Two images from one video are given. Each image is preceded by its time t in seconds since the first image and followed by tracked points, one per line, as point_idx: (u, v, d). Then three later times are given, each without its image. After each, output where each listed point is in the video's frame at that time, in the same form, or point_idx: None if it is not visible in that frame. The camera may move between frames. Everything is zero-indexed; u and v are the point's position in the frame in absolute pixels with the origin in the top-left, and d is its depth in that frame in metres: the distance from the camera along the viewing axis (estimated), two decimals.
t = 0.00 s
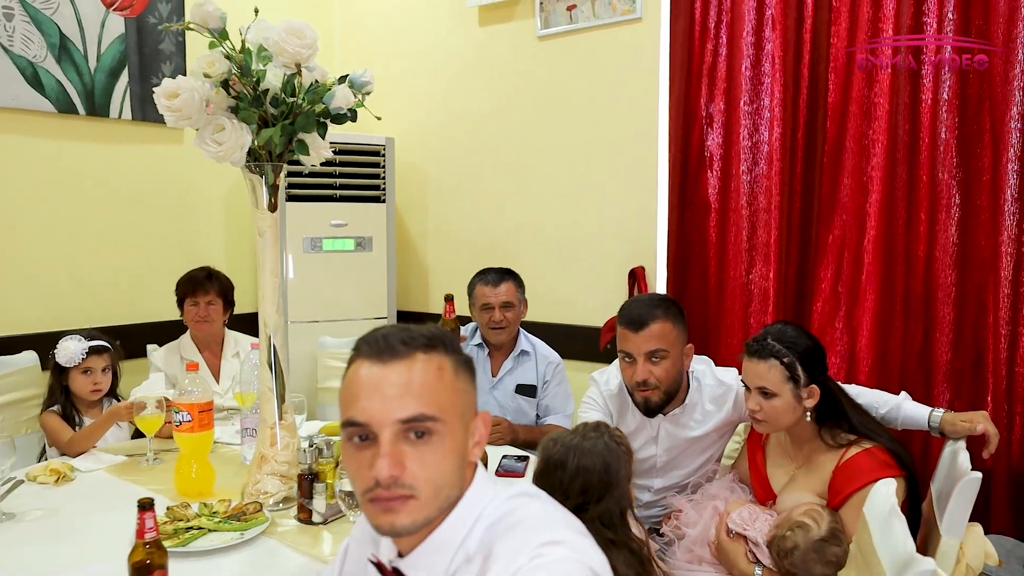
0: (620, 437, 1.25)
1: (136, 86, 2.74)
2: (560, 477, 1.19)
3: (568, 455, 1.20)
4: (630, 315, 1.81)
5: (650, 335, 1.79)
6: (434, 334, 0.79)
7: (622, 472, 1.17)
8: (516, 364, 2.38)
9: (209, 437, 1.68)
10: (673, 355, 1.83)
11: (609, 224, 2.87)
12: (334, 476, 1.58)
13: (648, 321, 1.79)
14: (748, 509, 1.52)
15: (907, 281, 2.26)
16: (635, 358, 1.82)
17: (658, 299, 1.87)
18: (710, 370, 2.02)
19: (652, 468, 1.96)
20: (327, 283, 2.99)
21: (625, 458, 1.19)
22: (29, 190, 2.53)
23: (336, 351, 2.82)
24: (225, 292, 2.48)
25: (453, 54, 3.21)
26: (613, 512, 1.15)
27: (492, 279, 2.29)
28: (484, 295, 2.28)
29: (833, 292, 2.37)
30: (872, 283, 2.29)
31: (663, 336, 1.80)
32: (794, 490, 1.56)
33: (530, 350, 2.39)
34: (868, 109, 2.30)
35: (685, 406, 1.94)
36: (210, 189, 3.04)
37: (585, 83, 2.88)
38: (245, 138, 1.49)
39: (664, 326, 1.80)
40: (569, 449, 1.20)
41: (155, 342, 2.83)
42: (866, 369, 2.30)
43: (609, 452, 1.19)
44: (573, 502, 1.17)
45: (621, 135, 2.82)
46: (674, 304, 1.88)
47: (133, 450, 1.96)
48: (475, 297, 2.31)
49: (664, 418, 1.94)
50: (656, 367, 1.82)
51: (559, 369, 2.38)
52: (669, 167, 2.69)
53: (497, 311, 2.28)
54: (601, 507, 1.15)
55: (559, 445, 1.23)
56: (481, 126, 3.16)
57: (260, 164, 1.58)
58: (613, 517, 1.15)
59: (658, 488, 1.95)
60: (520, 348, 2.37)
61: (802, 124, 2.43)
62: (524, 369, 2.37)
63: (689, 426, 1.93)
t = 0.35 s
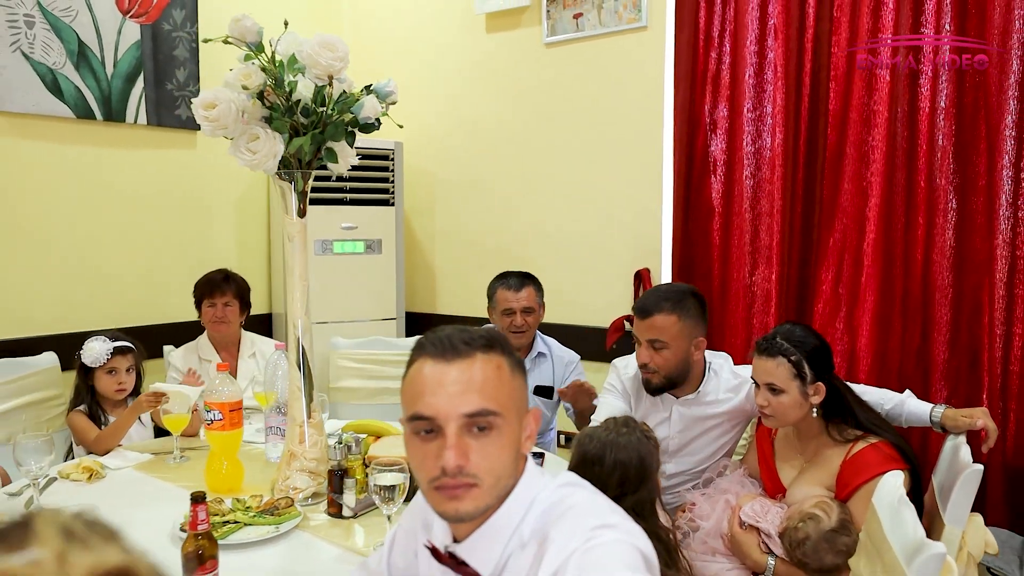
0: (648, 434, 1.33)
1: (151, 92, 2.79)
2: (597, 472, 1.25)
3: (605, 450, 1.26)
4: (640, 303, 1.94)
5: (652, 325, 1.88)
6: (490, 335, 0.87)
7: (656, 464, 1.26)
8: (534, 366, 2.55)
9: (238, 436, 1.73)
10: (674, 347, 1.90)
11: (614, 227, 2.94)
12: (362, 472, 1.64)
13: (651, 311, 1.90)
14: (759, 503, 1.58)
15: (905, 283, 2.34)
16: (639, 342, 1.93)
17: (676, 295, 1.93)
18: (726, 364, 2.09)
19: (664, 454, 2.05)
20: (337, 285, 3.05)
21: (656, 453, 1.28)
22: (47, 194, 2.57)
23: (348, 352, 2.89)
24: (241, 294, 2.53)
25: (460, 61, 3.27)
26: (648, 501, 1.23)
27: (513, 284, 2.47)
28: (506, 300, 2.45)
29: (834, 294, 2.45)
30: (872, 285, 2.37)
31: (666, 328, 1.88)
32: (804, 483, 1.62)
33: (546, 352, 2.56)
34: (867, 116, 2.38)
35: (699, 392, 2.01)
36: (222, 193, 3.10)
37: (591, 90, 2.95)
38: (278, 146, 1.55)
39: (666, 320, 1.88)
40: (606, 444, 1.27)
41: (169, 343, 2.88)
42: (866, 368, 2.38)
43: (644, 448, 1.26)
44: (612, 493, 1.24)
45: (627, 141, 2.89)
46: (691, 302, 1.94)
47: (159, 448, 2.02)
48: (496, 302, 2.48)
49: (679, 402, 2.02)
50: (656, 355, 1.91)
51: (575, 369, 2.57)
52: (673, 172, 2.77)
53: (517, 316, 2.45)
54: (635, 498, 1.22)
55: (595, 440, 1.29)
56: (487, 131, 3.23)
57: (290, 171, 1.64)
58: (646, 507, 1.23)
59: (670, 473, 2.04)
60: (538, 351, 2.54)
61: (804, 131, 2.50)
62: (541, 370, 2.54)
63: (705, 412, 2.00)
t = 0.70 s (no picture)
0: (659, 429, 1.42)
1: (159, 97, 2.83)
2: (624, 464, 1.34)
3: (631, 445, 1.34)
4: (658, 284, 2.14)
5: (666, 300, 2.08)
6: (534, 337, 0.95)
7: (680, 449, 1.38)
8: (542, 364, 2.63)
9: (262, 433, 1.80)
10: (685, 324, 2.06)
11: (614, 230, 3.02)
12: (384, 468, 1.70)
13: (666, 288, 2.10)
14: (764, 492, 1.64)
15: (897, 284, 2.43)
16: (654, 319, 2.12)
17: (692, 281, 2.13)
18: (735, 354, 2.20)
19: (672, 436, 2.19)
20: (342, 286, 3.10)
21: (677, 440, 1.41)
22: (58, 197, 2.61)
23: (353, 352, 2.98)
24: (252, 295, 2.58)
25: (462, 66, 3.33)
26: (672, 489, 1.34)
27: (521, 288, 2.60)
28: (514, 303, 2.59)
29: (828, 295, 2.54)
30: (865, 285, 2.46)
31: (677, 305, 2.07)
32: (807, 475, 1.68)
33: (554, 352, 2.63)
34: (861, 124, 2.47)
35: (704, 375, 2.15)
36: (227, 195, 3.14)
37: (591, 96, 3.03)
38: (304, 154, 1.60)
39: (678, 297, 2.07)
40: (630, 440, 1.34)
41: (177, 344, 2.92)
42: (859, 366, 2.47)
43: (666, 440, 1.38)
44: (643, 482, 1.33)
45: (626, 146, 2.97)
46: (704, 289, 2.11)
47: (179, 446, 2.07)
48: (505, 305, 2.61)
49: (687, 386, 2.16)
50: (667, 329, 2.08)
51: (582, 369, 2.65)
52: (672, 176, 2.85)
53: (525, 318, 2.57)
54: (664, 486, 1.33)
55: (620, 435, 1.36)
56: (489, 136, 3.30)
57: (313, 178, 1.70)
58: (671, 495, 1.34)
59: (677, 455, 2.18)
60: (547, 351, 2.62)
61: (799, 137, 2.59)
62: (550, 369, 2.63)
63: (709, 397, 2.13)
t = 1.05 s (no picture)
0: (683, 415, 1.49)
1: (168, 98, 2.86)
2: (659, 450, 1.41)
3: (662, 431, 1.42)
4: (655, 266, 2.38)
5: (666, 278, 2.30)
6: (590, 328, 1.02)
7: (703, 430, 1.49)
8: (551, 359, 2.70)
9: (289, 428, 1.84)
10: (686, 296, 2.30)
11: (615, 229, 3.09)
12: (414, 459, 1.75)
13: (665, 268, 2.34)
14: (779, 477, 1.72)
15: (892, 282, 2.53)
16: (654, 297, 2.34)
17: (679, 262, 2.39)
18: (726, 336, 2.44)
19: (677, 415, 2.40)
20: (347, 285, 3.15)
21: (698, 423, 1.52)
22: (70, 197, 2.63)
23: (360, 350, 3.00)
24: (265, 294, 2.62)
25: (463, 68, 3.39)
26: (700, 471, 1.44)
27: (527, 282, 2.67)
28: (521, 296, 2.66)
29: (825, 292, 2.63)
30: (860, 283, 2.56)
31: (678, 280, 2.31)
32: (820, 462, 1.76)
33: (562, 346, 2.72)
34: (856, 128, 2.57)
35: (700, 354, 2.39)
36: (232, 195, 3.17)
37: (592, 98, 3.10)
38: (336, 155, 1.65)
39: (678, 273, 2.31)
40: (661, 426, 1.42)
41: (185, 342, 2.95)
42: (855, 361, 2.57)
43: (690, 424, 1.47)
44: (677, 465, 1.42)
45: (627, 147, 3.04)
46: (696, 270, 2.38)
47: (202, 440, 2.11)
48: (512, 299, 2.68)
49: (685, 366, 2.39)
50: (671, 304, 2.30)
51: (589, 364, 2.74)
52: (673, 177, 2.94)
53: (532, 310, 2.64)
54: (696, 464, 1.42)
55: (651, 423, 1.43)
56: (491, 137, 3.36)
57: (343, 178, 1.75)
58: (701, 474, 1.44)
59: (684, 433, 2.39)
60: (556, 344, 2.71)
61: (796, 140, 2.69)
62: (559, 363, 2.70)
63: (707, 373, 2.37)
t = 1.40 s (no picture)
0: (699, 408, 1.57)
1: (174, 99, 2.89)
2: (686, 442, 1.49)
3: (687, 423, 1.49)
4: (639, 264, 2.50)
5: (653, 274, 2.44)
6: (632, 324, 1.10)
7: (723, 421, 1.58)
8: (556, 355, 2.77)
9: (315, 423, 1.89)
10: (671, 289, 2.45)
11: (614, 230, 3.17)
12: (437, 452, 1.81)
13: (650, 264, 2.46)
14: (786, 466, 1.80)
15: (883, 281, 2.64)
16: (642, 294, 2.46)
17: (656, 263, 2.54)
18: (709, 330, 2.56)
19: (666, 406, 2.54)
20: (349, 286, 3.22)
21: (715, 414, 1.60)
22: (81, 199, 2.66)
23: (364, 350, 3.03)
24: (276, 293, 2.66)
25: (463, 71, 3.45)
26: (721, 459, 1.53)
27: (527, 283, 2.70)
28: (522, 297, 2.69)
29: (818, 290, 2.73)
30: (853, 282, 2.66)
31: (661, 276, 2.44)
32: (825, 450, 1.87)
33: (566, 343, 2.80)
34: (849, 132, 2.67)
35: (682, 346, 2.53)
36: (235, 196, 3.21)
37: (591, 102, 3.18)
38: (365, 159, 1.70)
39: (662, 269, 2.46)
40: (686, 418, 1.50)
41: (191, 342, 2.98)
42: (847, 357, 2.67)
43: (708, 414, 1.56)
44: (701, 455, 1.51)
45: (625, 150, 3.13)
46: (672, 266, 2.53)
47: (221, 438, 2.14)
48: (514, 299, 2.71)
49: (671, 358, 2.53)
50: (659, 297, 2.44)
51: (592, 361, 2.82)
52: (672, 179, 3.02)
53: (534, 310, 2.68)
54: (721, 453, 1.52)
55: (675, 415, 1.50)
56: (490, 139, 3.43)
57: (368, 181, 1.80)
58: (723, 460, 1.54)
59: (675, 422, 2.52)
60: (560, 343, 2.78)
61: (791, 144, 2.78)
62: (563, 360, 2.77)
63: (689, 365, 2.50)
